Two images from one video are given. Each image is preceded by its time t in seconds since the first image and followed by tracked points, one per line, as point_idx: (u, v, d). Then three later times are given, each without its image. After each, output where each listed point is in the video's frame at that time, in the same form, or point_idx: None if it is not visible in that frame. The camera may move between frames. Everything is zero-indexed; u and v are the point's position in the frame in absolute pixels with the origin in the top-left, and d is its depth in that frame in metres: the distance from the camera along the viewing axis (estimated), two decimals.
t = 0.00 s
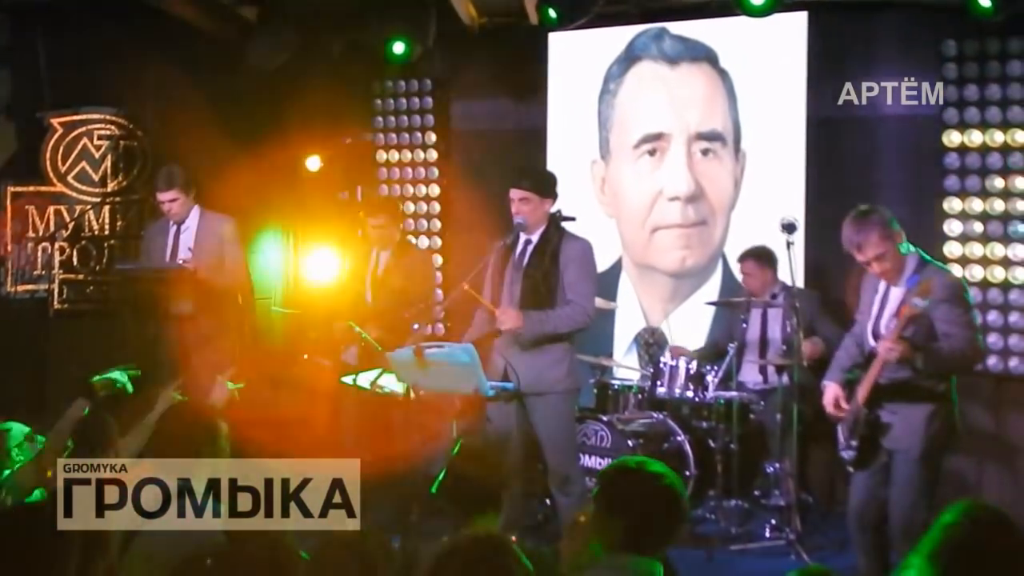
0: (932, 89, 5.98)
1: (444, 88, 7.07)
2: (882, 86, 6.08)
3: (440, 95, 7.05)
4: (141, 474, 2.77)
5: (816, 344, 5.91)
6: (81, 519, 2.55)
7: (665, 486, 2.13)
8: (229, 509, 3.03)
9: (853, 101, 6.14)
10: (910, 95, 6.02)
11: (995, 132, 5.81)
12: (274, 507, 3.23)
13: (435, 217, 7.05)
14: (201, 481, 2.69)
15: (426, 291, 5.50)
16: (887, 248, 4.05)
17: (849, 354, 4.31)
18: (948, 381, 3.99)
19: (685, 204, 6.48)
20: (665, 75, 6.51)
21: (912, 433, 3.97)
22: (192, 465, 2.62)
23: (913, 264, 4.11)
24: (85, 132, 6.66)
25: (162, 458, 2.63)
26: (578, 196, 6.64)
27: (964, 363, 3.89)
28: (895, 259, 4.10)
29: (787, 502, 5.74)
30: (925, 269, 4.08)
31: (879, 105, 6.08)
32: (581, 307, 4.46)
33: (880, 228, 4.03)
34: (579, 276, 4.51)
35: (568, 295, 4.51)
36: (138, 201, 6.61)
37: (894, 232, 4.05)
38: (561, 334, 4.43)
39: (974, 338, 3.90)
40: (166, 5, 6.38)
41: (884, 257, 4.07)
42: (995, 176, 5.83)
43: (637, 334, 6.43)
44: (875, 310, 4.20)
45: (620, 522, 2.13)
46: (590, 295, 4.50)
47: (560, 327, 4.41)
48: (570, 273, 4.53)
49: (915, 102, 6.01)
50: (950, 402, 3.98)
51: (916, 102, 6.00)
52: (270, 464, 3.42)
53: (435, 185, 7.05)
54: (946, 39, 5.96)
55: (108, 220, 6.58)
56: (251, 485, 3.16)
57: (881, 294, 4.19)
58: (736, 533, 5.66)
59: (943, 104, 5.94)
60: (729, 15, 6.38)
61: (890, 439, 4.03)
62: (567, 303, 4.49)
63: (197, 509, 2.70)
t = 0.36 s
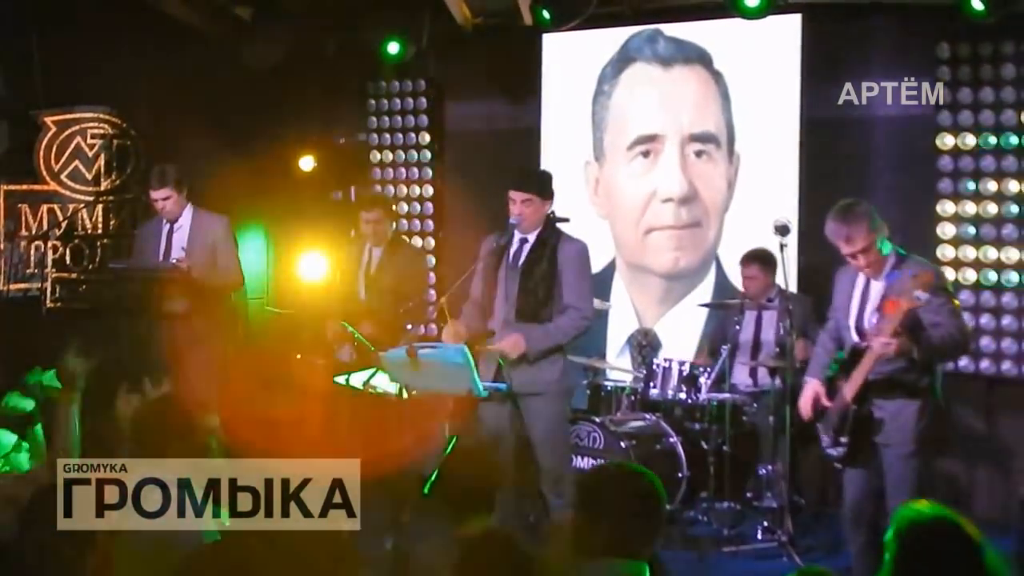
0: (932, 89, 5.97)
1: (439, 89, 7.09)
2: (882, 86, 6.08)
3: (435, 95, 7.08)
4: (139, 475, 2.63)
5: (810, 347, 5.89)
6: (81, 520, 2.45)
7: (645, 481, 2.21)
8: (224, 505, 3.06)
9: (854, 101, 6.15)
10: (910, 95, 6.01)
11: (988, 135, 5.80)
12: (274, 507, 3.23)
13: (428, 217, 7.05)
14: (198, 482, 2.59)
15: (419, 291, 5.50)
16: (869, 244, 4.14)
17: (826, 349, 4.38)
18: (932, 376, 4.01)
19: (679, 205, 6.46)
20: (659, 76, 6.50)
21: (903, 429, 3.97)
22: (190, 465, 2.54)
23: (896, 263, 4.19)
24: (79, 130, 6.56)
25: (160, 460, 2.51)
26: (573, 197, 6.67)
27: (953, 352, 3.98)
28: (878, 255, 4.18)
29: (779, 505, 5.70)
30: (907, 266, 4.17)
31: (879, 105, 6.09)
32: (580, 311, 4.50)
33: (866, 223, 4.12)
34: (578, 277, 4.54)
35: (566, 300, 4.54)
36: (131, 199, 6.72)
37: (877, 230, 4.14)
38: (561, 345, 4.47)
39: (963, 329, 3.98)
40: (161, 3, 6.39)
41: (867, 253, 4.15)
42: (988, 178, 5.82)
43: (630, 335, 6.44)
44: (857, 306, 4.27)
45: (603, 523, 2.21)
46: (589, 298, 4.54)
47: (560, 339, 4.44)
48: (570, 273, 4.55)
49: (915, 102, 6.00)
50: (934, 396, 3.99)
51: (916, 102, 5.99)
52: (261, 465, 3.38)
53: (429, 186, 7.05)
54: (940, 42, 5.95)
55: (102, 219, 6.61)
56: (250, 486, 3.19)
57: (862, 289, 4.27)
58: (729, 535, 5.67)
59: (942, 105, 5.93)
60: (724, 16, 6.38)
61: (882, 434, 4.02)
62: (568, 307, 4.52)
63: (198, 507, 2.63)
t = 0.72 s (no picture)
0: (932, 89, 5.97)
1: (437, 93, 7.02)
2: (882, 86, 6.09)
3: (434, 100, 7.00)
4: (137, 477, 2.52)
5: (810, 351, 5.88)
6: (77, 522, 2.42)
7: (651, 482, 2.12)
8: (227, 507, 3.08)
9: (853, 100, 6.16)
10: (910, 95, 6.02)
11: (987, 138, 5.77)
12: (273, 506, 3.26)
13: (429, 220, 7.01)
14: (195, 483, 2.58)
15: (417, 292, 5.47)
16: (864, 248, 4.10)
17: (831, 351, 4.39)
18: (935, 379, 4.00)
19: (679, 208, 6.47)
20: (659, 78, 6.51)
21: (906, 433, 4.00)
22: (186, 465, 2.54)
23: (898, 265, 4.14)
24: (78, 132, 6.61)
25: (161, 461, 2.48)
26: (573, 200, 6.68)
27: (952, 364, 3.92)
28: (878, 256, 4.14)
29: (779, 507, 5.73)
30: (911, 267, 4.12)
31: (879, 106, 6.10)
32: (570, 316, 4.49)
33: (868, 224, 4.08)
34: (572, 279, 4.54)
35: (560, 303, 4.54)
36: (131, 202, 6.78)
37: (877, 231, 4.10)
38: (556, 351, 4.46)
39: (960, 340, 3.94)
40: (159, 7, 6.39)
41: (868, 255, 4.12)
42: (988, 180, 5.78)
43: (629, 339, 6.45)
44: (858, 310, 4.22)
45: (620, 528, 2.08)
46: (582, 301, 4.54)
47: (552, 346, 4.44)
48: (565, 274, 4.55)
49: (914, 102, 6.01)
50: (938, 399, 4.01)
51: (915, 102, 6.00)
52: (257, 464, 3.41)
53: (429, 189, 7.00)
54: (940, 44, 5.90)
55: (102, 221, 6.69)
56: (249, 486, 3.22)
57: (864, 294, 4.20)
58: (727, 538, 5.68)
59: (941, 105, 5.92)
60: (722, 19, 6.39)
61: (886, 438, 4.05)
62: (561, 313, 4.52)
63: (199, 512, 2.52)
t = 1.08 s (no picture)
0: (932, 89, 5.97)
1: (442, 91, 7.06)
2: (882, 86, 6.09)
3: (437, 98, 7.05)
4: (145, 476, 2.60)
5: (811, 351, 5.91)
6: (77, 521, 2.55)
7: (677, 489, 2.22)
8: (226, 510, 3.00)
9: (853, 101, 6.15)
10: (910, 95, 6.02)
11: (989, 142, 5.79)
12: (273, 507, 3.30)
13: (430, 221, 7.09)
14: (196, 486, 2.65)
15: (418, 294, 5.46)
16: (864, 269, 4.02)
17: (848, 357, 4.33)
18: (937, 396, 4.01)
19: (680, 210, 6.46)
20: (661, 80, 6.50)
21: (903, 442, 4.01)
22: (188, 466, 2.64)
23: (906, 279, 4.05)
24: (80, 132, 6.56)
25: (161, 461, 2.61)
26: (574, 202, 6.69)
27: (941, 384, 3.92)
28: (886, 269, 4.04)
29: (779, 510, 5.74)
30: (920, 280, 4.03)
31: (879, 106, 6.10)
32: (572, 316, 4.49)
33: (867, 245, 3.98)
34: (575, 281, 4.54)
35: (561, 304, 4.54)
36: (132, 202, 6.64)
37: (876, 251, 4.00)
38: (552, 346, 4.46)
39: (952, 360, 3.92)
40: (165, 6, 6.41)
41: (870, 275, 4.03)
42: (990, 185, 5.79)
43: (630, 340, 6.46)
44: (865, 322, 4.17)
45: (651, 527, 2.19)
46: (583, 302, 4.54)
47: (551, 339, 4.44)
48: (566, 277, 4.55)
49: (914, 102, 6.01)
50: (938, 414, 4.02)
51: (916, 102, 6.01)
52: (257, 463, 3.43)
53: (430, 190, 7.09)
54: (942, 48, 5.93)
55: (103, 221, 6.60)
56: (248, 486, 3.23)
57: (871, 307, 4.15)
58: (728, 540, 5.68)
59: (941, 106, 5.93)
60: (724, 21, 6.39)
61: (879, 449, 4.05)
62: (561, 312, 4.51)
63: (198, 509, 2.47)
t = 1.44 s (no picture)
0: (932, 89, 5.97)
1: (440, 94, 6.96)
2: (882, 86, 6.10)
3: (437, 100, 6.95)
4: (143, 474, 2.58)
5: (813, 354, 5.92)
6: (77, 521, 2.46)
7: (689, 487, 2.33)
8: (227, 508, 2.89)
9: (853, 101, 6.17)
10: (910, 95, 6.02)
11: (989, 145, 5.78)
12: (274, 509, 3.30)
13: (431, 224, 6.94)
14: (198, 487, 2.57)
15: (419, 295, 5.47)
16: (855, 258, 4.31)
17: (830, 357, 4.42)
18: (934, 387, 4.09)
19: (680, 214, 6.46)
20: (661, 83, 6.49)
21: (902, 439, 4.03)
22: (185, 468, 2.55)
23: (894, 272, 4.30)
24: (80, 135, 6.65)
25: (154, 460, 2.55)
26: (574, 204, 6.70)
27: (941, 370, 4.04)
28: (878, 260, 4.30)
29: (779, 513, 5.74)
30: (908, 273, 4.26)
31: (879, 106, 6.11)
32: (583, 317, 4.50)
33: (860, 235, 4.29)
34: (580, 284, 4.56)
35: (570, 306, 4.55)
36: (133, 205, 6.72)
37: (868, 241, 4.30)
38: (562, 348, 4.47)
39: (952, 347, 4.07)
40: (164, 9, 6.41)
41: (861, 265, 4.31)
42: (989, 188, 5.79)
43: (630, 343, 6.48)
44: (855, 317, 4.33)
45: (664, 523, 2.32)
46: (592, 305, 4.56)
47: (563, 341, 4.45)
48: (569, 280, 4.56)
49: (914, 102, 6.01)
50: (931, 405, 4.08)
51: (916, 102, 6.00)
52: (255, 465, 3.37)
53: (430, 193, 6.94)
54: (942, 52, 5.93)
55: (102, 224, 6.66)
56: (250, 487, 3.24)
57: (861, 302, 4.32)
58: (728, 544, 5.68)
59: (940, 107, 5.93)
60: (725, 24, 6.38)
61: (878, 444, 4.08)
62: (572, 314, 4.53)
63: (199, 507, 2.47)
